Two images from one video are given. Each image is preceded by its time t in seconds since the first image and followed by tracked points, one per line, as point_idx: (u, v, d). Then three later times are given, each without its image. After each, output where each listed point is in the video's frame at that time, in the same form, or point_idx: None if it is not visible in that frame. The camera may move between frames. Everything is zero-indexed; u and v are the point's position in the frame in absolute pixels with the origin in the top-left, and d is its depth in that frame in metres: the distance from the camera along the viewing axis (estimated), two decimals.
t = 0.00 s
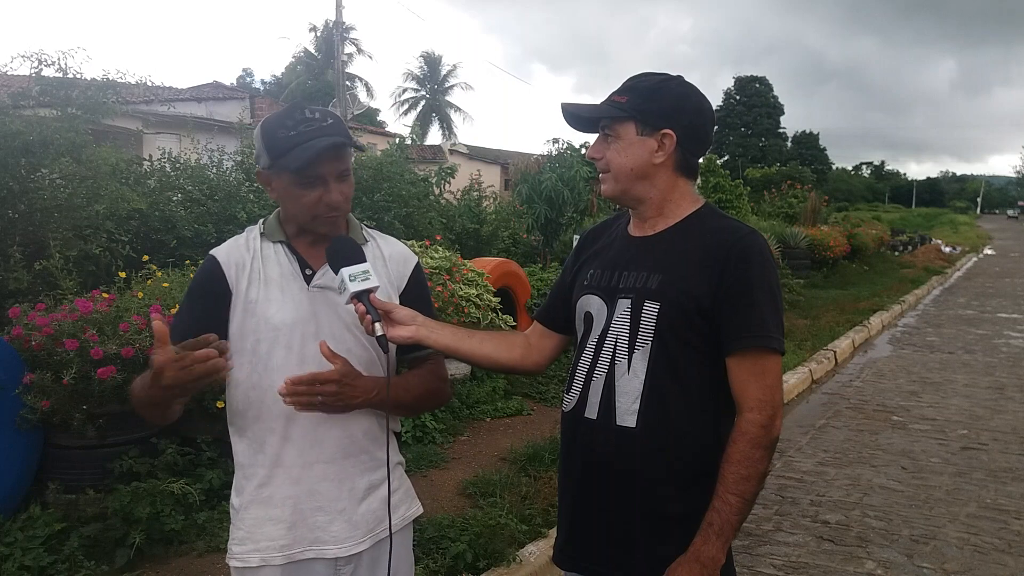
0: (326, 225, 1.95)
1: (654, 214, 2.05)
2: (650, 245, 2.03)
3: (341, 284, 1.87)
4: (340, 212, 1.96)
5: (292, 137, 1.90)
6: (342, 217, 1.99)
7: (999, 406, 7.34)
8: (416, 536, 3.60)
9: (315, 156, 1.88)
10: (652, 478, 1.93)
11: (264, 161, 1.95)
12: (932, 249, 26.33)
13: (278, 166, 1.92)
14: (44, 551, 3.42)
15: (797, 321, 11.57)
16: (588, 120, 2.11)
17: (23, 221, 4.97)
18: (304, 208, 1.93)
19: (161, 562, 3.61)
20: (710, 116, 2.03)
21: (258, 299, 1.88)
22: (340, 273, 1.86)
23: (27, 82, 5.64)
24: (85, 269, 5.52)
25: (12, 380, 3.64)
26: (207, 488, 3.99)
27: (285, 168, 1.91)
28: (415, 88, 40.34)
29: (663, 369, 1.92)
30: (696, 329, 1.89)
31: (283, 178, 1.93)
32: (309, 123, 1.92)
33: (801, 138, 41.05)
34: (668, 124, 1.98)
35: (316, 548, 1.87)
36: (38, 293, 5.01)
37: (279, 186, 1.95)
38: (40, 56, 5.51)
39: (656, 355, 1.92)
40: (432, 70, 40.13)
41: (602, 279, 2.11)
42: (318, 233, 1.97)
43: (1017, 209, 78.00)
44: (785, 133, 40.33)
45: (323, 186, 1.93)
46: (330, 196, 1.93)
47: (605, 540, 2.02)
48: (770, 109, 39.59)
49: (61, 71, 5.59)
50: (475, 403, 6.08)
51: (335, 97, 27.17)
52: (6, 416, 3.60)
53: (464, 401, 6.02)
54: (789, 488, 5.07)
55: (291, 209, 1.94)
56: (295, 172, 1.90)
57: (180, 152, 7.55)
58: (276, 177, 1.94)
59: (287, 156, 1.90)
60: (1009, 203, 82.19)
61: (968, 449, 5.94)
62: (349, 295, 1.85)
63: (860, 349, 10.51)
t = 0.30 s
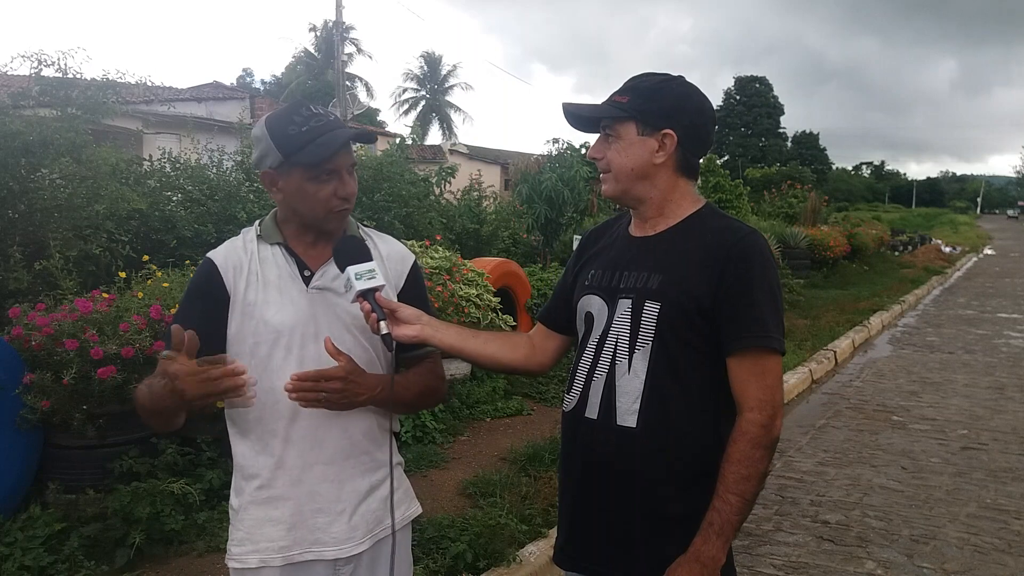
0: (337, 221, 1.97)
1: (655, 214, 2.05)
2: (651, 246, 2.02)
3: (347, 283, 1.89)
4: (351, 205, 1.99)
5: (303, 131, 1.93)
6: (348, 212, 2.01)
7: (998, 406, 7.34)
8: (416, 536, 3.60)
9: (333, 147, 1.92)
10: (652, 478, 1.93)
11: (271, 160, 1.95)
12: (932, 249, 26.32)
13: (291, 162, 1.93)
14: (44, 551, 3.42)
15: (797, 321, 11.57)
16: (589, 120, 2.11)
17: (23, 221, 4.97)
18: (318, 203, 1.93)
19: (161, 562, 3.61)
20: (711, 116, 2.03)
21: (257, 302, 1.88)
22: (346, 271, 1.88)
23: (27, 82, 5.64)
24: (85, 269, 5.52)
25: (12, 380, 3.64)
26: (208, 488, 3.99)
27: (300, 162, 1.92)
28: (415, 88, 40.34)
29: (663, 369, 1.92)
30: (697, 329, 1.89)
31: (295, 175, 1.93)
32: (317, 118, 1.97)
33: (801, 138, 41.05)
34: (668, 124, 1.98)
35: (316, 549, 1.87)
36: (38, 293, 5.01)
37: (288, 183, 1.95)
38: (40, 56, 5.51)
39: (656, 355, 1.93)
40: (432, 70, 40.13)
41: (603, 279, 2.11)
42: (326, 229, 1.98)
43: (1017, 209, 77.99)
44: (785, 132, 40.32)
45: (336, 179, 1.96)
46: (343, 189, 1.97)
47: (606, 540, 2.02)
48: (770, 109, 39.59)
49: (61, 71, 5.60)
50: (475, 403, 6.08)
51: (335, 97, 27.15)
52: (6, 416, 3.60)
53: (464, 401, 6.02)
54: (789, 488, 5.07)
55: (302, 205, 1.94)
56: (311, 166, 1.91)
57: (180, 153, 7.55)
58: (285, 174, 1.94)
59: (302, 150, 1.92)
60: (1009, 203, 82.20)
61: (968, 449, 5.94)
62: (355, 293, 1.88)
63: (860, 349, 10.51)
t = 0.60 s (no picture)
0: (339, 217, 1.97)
1: (648, 213, 2.05)
2: (644, 245, 2.02)
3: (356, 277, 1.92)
4: (353, 200, 2.00)
5: (304, 127, 1.95)
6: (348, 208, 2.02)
7: (999, 406, 7.34)
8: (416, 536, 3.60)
9: (334, 142, 1.94)
10: (652, 476, 1.93)
11: (272, 158, 1.96)
12: (932, 250, 26.31)
13: (293, 159, 1.94)
14: (44, 551, 3.42)
15: (797, 321, 11.56)
16: (582, 119, 2.11)
17: (23, 221, 4.97)
18: (320, 199, 1.94)
19: (161, 562, 3.61)
20: (703, 116, 2.03)
21: (257, 302, 1.88)
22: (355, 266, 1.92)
23: (27, 82, 5.64)
24: (85, 269, 5.52)
25: (12, 380, 3.64)
26: (208, 488, 3.99)
27: (303, 158, 1.93)
28: (416, 88, 40.35)
29: (659, 368, 1.92)
30: (692, 327, 1.89)
31: (297, 171, 1.94)
32: (316, 115, 1.99)
33: (801, 138, 41.04)
34: (659, 123, 1.98)
35: (316, 550, 1.87)
36: (38, 293, 5.01)
37: (290, 180, 1.95)
38: (40, 56, 5.51)
39: (652, 354, 1.92)
40: (432, 70, 40.12)
41: (599, 279, 2.10)
42: (327, 226, 1.98)
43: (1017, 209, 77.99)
44: (785, 133, 40.31)
45: (337, 175, 1.97)
46: (344, 183, 1.98)
47: (608, 539, 2.02)
48: (770, 109, 39.58)
49: (61, 71, 5.60)
50: (475, 403, 6.08)
51: (335, 97, 27.14)
52: (6, 416, 3.59)
53: (464, 401, 6.02)
54: (789, 488, 5.07)
55: (304, 202, 1.94)
56: (313, 161, 1.93)
57: (180, 152, 7.55)
58: (287, 171, 1.95)
59: (303, 146, 1.93)
60: (1009, 203, 82.20)
61: (968, 449, 5.94)
62: (364, 288, 1.90)
63: (860, 349, 10.51)
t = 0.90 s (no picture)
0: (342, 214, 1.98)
1: (653, 214, 2.05)
2: (649, 246, 2.02)
3: (365, 274, 1.93)
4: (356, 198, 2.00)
5: (311, 123, 1.95)
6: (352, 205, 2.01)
7: (999, 406, 7.34)
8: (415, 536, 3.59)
9: (341, 138, 1.93)
10: (652, 477, 1.94)
11: (278, 152, 1.95)
12: (932, 250, 26.30)
13: (298, 155, 1.93)
14: (44, 551, 3.42)
15: (797, 321, 11.56)
16: (585, 123, 2.12)
17: (23, 221, 4.97)
18: (326, 194, 1.94)
19: (161, 562, 3.61)
20: (704, 116, 2.03)
21: (257, 302, 1.88)
22: (363, 263, 1.93)
23: (27, 82, 5.64)
24: (85, 269, 5.52)
25: (12, 380, 3.64)
26: (207, 488, 3.99)
27: (310, 152, 1.93)
28: (416, 88, 40.35)
29: (662, 369, 1.91)
30: (695, 328, 1.89)
31: (302, 167, 1.94)
32: (323, 112, 1.99)
33: (801, 138, 41.06)
34: (660, 124, 1.98)
35: (315, 550, 1.87)
36: (38, 293, 5.00)
37: (297, 173, 1.95)
38: (40, 56, 5.51)
39: (655, 355, 1.92)
40: (432, 70, 40.11)
41: (605, 280, 2.10)
42: (330, 224, 1.98)
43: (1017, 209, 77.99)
44: (785, 132, 40.31)
45: (343, 172, 1.96)
46: (350, 179, 1.97)
47: (608, 539, 2.03)
48: (771, 109, 39.58)
49: (61, 71, 5.60)
50: (475, 403, 6.08)
51: (335, 97, 27.13)
52: (6, 416, 3.59)
53: (464, 402, 6.02)
54: (789, 488, 5.07)
55: (309, 196, 1.94)
56: (318, 158, 1.92)
57: (180, 152, 7.55)
58: (294, 165, 1.95)
59: (310, 140, 1.92)
60: (1009, 202, 82.20)
61: (968, 449, 5.94)
62: (373, 284, 1.91)
63: (860, 349, 10.51)
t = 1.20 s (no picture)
0: (345, 208, 1.98)
1: (682, 211, 2.05)
2: (675, 244, 2.02)
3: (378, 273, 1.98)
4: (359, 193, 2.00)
5: (315, 116, 1.95)
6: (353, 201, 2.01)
7: (999, 406, 7.34)
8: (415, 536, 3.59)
9: (346, 131, 1.94)
10: (673, 478, 1.94)
11: (282, 144, 1.94)
12: (932, 250, 26.31)
13: (303, 148, 1.93)
14: (44, 551, 3.42)
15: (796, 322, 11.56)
16: (614, 118, 2.13)
17: (23, 221, 4.97)
18: (328, 188, 1.93)
19: (161, 562, 3.61)
20: (736, 112, 2.03)
21: (259, 304, 1.87)
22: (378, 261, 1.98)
23: (27, 82, 5.64)
24: (85, 269, 5.52)
25: (12, 380, 3.64)
26: (208, 488, 3.99)
27: (315, 146, 1.93)
28: (416, 88, 40.35)
29: (686, 368, 1.91)
30: (720, 328, 1.89)
31: (306, 160, 1.94)
32: (327, 107, 1.99)
33: (801, 138, 41.09)
34: (689, 120, 1.98)
35: (316, 551, 1.87)
36: (38, 293, 5.00)
37: (299, 168, 1.95)
38: (40, 56, 5.52)
39: (680, 354, 1.92)
40: (432, 70, 40.11)
41: (629, 278, 2.11)
42: (333, 221, 1.99)
43: (1017, 209, 77.96)
44: (785, 133, 40.31)
45: (347, 166, 1.97)
46: (353, 175, 1.97)
47: (626, 538, 2.04)
48: (770, 109, 39.60)
49: (61, 71, 5.60)
50: (476, 403, 6.08)
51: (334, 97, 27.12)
52: (6, 416, 3.59)
53: (464, 401, 6.02)
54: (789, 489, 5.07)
55: (313, 191, 1.93)
56: (324, 151, 1.93)
57: (180, 152, 7.55)
58: (297, 159, 1.95)
59: (314, 134, 1.93)
60: (1009, 203, 82.19)
61: (968, 449, 5.94)
62: (387, 283, 1.97)
63: (860, 349, 10.51)
